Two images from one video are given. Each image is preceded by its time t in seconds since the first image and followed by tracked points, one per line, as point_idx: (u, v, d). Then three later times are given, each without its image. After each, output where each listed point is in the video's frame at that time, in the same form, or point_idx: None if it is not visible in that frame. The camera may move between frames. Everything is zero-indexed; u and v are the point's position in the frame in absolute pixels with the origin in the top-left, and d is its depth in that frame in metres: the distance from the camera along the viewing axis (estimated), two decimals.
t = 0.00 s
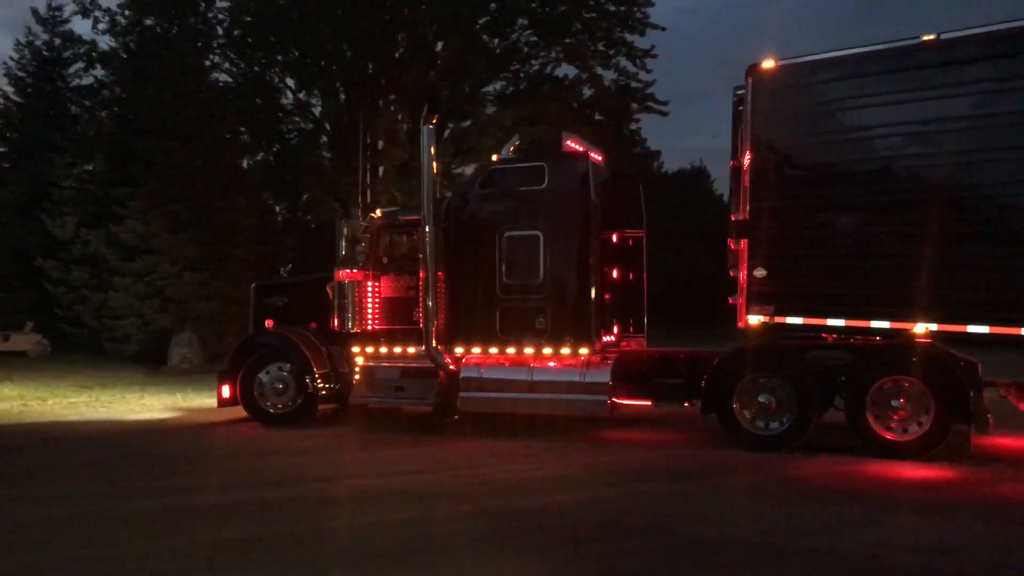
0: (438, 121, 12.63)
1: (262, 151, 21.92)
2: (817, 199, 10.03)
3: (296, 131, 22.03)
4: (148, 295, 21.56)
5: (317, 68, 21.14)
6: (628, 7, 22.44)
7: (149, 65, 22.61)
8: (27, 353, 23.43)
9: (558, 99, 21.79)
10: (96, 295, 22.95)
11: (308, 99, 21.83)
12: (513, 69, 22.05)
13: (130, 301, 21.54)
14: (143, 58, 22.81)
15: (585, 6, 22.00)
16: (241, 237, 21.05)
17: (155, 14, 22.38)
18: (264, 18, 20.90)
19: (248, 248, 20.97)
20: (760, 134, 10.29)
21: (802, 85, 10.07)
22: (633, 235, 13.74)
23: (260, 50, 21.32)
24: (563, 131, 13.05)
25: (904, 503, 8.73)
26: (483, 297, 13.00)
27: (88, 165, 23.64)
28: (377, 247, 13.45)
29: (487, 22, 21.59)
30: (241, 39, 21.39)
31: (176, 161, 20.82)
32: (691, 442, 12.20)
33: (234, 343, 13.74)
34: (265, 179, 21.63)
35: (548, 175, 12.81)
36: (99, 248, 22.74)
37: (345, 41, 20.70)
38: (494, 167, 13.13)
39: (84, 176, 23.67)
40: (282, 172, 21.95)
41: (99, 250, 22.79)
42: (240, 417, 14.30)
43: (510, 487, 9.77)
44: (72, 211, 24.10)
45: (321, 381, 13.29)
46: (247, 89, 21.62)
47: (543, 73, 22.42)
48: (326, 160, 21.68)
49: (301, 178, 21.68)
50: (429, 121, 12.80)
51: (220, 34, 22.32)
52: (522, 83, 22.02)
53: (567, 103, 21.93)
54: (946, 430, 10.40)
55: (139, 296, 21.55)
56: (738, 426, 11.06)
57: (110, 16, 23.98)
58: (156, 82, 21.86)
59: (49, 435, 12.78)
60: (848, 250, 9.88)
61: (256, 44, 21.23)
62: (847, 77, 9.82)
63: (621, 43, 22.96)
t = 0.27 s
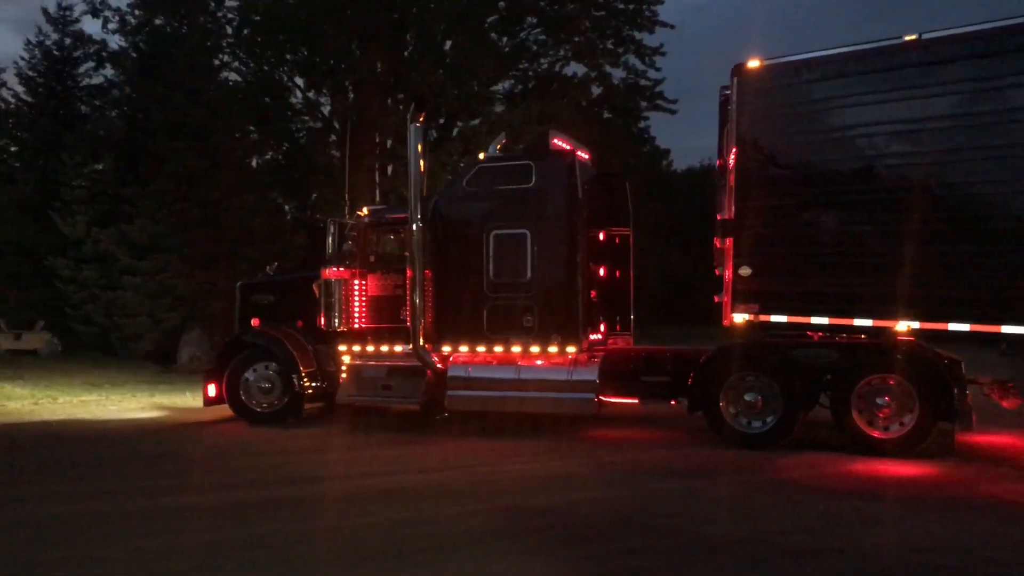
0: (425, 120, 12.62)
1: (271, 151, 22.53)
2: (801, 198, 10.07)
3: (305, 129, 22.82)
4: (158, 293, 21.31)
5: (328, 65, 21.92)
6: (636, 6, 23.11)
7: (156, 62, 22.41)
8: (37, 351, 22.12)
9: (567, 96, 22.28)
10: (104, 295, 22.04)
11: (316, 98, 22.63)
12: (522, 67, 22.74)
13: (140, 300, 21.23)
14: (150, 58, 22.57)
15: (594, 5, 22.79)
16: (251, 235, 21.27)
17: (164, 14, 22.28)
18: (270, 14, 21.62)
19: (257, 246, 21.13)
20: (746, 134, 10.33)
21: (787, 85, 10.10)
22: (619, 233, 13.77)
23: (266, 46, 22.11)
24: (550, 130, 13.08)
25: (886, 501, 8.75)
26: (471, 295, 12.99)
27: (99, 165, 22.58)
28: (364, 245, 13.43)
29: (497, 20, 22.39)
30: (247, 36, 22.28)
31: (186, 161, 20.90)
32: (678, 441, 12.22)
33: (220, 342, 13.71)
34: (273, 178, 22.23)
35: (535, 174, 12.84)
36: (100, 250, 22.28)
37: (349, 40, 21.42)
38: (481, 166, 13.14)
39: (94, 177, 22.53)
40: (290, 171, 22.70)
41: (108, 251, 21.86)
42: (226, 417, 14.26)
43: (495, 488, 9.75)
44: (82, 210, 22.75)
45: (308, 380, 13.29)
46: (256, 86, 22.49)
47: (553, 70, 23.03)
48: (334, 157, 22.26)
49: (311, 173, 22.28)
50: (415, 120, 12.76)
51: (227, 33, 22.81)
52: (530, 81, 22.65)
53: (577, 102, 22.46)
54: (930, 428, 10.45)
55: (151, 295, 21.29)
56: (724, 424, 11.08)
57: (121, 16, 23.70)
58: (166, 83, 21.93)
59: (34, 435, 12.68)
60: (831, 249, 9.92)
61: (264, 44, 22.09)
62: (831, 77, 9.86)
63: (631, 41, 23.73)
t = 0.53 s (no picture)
0: (410, 119, 12.62)
1: (277, 150, 23.76)
2: (782, 197, 10.14)
3: (310, 128, 24.56)
4: (164, 293, 21.57)
5: (332, 66, 24.09)
6: (641, 7, 24.58)
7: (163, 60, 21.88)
8: (42, 351, 21.98)
9: (573, 94, 23.64)
10: (109, 294, 22.12)
11: (322, 96, 24.50)
12: (527, 66, 24.32)
13: (145, 300, 21.29)
14: (157, 57, 21.97)
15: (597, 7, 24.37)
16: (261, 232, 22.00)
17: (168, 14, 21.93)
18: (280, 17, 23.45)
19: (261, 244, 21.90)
20: (727, 135, 10.41)
21: (767, 86, 10.18)
22: (602, 231, 13.78)
23: (275, 47, 23.94)
24: (534, 129, 13.13)
25: (863, 498, 8.81)
26: (455, 294, 13.02)
27: (105, 165, 22.43)
28: (347, 243, 13.42)
29: (502, 19, 24.29)
30: (256, 36, 23.87)
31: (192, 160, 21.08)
32: (660, 439, 12.28)
33: (202, 341, 13.69)
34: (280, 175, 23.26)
35: (519, 173, 12.86)
36: (105, 250, 22.16)
37: (359, 39, 23.40)
38: (465, 165, 13.16)
39: (100, 176, 22.27)
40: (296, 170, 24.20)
41: (113, 250, 21.86)
42: (209, 416, 14.23)
43: (480, 488, 9.75)
44: (87, 208, 22.64)
45: (291, 379, 13.28)
46: (264, 85, 23.76)
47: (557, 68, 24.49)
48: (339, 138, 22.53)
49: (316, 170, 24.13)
50: (399, 118, 12.73)
51: (231, 32, 23.28)
52: (536, 79, 24.19)
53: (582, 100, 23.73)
54: (909, 425, 10.56)
55: (157, 294, 21.44)
56: (705, 422, 11.16)
57: (126, 15, 23.84)
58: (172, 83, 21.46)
59: (16, 435, 12.59)
60: (810, 248, 10.01)
61: (274, 42, 23.90)
62: (810, 78, 9.94)
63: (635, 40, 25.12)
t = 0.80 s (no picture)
0: (390, 117, 12.61)
1: (279, 149, 24.02)
2: (758, 196, 10.20)
3: (313, 127, 25.02)
4: (166, 292, 21.42)
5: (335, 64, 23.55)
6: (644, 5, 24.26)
7: (165, 57, 21.95)
8: (48, 350, 22.24)
9: (576, 93, 23.47)
10: (111, 294, 21.68)
11: (324, 95, 24.74)
12: (530, 64, 23.87)
13: (144, 298, 21.19)
14: (158, 56, 22.04)
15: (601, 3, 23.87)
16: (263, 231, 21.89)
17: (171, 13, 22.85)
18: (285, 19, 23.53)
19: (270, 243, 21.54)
20: (704, 134, 10.46)
21: (745, 86, 10.24)
22: (584, 230, 13.65)
23: (278, 46, 24.26)
24: (515, 127, 13.11)
25: (839, 495, 8.86)
26: (436, 293, 13.01)
27: (110, 165, 22.39)
28: (326, 243, 13.43)
29: (504, 18, 23.56)
30: (260, 37, 24.32)
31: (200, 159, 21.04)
32: (639, 437, 12.31)
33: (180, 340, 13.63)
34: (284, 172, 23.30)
35: (500, 171, 12.91)
36: (105, 251, 21.99)
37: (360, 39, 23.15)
38: (446, 164, 13.17)
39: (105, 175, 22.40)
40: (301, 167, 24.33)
41: (112, 249, 21.74)
42: (188, 416, 14.17)
43: (467, 486, 9.77)
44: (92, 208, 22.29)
45: (270, 378, 13.25)
46: (267, 83, 24.09)
47: (559, 66, 24.17)
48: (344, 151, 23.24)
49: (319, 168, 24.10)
50: (379, 117, 12.74)
51: (234, 32, 24.43)
52: (540, 77, 23.75)
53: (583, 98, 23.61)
54: (885, 422, 10.64)
55: (160, 293, 21.33)
56: (683, 420, 11.21)
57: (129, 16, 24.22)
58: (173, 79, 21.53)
59: None
60: (787, 247, 10.05)
61: (275, 44, 24.23)
62: (786, 78, 9.99)
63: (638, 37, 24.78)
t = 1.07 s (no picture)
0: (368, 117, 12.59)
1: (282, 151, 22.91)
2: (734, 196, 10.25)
3: (314, 127, 22.97)
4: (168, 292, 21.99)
5: (336, 63, 21.75)
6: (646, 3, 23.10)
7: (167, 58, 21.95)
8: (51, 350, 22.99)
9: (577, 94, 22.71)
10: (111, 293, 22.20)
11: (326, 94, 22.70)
12: (531, 64, 22.75)
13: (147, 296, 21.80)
14: (161, 56, 22.06)
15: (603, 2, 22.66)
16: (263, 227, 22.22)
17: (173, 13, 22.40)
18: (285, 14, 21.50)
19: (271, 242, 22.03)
20: (682, 135, 10.51)
21: (723, 87, 10.31)
22: (563, 230, 13.60)
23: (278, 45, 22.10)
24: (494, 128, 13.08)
25: (812, 494, 8.92)
26: (416, 293, 13.00)
27: (110, 164, 22.75)
28: (304, 244, 13.42)
29: (504, 16, 22.16)
30: (259, 36, 22.30)
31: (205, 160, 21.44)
32: (618, 436, 12.35)
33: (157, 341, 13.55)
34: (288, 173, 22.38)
35: (479, 171, 12.93)
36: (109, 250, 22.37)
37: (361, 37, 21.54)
38: (425, 164, 13.16)
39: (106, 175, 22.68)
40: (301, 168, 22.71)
41: (118, 250, 22.20)
42: (166, 417, 14.11)
43: (453, 487, 9.77)
44: (93, 208, 22.56)
45: (248, 379, 13.18)
46: (266, 85, 22.46)
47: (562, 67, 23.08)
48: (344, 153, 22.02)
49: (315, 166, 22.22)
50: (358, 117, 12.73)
51: (234, 31, 22.75)
52: (542, 76, 22.82)
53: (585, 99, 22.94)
54: (861, 421, 10.73)
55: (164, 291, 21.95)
56: (661, 419, 11.26)
57: (129, 13, 23.98)
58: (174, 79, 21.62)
59: None
60: (762, 247, 10.09)
61: (277, 41, 22.04)
62: (763, 80, 10.06)
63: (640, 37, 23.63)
